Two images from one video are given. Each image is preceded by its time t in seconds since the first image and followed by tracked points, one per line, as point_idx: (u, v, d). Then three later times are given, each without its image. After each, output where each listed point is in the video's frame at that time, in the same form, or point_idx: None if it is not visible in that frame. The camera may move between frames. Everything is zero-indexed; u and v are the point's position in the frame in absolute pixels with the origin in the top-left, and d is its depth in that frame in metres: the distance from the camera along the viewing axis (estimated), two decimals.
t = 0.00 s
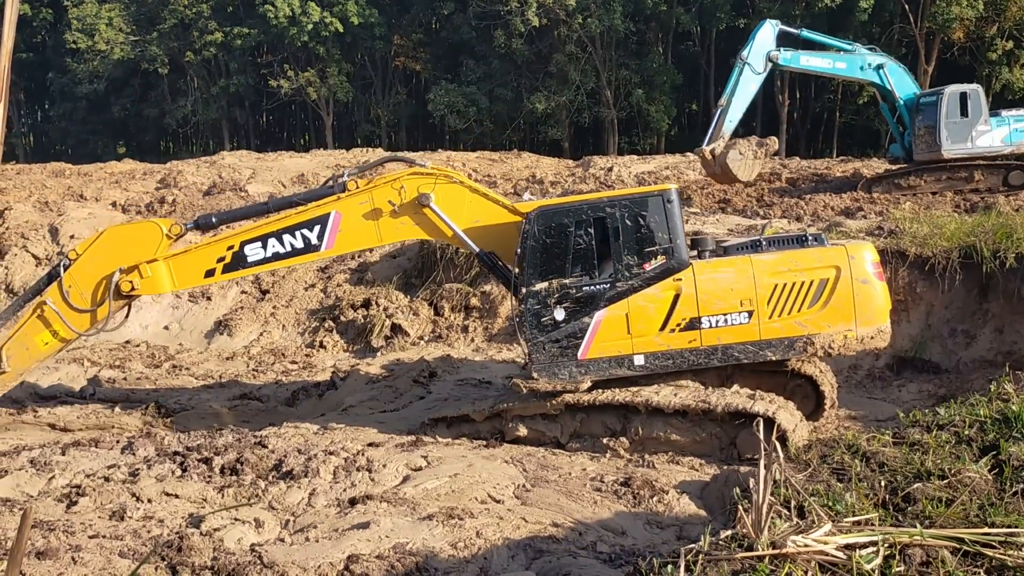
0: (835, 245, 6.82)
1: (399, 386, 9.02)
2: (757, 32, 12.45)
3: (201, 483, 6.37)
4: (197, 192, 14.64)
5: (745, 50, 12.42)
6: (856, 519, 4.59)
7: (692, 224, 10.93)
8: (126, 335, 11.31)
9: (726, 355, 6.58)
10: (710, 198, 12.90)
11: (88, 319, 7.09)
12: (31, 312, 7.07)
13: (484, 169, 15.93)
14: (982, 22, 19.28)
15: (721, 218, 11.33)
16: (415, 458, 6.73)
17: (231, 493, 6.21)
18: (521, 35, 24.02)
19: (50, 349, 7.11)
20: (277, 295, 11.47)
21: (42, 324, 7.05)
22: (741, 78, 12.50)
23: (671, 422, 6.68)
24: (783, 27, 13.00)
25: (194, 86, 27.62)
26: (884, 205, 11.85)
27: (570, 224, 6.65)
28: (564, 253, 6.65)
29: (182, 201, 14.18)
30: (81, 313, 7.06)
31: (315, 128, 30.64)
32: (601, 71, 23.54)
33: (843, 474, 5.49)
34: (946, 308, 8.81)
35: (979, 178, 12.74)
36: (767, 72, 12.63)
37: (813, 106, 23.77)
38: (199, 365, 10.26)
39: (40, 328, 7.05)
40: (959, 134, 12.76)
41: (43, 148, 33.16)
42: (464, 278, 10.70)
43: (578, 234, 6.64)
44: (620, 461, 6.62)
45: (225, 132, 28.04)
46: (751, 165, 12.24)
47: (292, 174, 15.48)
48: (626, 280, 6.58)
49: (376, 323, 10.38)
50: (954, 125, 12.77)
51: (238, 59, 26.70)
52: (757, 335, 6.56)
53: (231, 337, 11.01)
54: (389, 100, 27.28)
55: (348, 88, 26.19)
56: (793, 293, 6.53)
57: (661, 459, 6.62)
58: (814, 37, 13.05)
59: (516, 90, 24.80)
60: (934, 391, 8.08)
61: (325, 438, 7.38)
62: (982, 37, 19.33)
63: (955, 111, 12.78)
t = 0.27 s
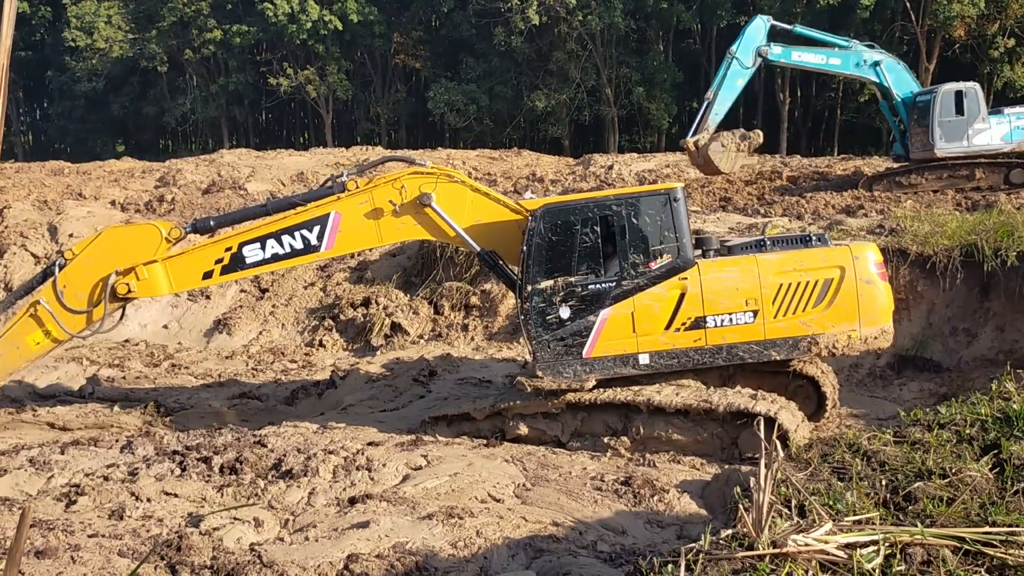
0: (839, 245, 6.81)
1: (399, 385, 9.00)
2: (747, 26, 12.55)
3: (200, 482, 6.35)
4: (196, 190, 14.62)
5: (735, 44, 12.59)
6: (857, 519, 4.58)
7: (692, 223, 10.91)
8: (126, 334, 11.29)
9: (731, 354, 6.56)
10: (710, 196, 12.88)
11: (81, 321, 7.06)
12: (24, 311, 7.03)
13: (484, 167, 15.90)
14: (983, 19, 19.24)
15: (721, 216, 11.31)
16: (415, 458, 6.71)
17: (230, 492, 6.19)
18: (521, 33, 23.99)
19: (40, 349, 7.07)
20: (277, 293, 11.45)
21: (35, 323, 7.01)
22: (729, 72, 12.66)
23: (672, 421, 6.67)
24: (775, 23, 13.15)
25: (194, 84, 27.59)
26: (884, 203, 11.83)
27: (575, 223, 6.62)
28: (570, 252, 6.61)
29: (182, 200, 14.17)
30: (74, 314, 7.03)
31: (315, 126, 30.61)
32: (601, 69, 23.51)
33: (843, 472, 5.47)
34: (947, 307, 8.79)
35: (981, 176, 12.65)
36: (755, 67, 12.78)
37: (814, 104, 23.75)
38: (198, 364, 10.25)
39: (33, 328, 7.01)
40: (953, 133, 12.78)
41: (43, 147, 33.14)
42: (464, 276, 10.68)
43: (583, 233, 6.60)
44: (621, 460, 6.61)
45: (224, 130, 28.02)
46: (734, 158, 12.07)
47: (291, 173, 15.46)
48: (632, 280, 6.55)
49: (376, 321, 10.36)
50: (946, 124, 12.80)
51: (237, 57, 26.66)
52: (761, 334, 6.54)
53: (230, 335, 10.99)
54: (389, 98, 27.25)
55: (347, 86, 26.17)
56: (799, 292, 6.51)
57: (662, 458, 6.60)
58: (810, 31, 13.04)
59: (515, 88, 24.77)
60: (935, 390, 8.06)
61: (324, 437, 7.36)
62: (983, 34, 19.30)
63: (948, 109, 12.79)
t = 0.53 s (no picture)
0: (838, 245, 6.82)
1: (398, 384, 9.02)
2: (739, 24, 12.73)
3: (201, 481, 6.37)
4: (195, 190, 14.64)
5: (725, 44, 12.89)
6: (855, 517, 4.59)
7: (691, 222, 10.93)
8: (125, 333, 11.31)
9: (730, 353, 6.58)
10: (709, 196, 12.90)
11: (78, 315, 7.07)
12: (23, 305, 7.07)
13: (483, 167, 15.92)
14: (982, 19, 19.27)
15: (720, 216, 11.34)
16: (415, 457, 6.73)
17: (230, 491, 6.21)
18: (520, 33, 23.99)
19: (38, 343, 7.11)
20: (277, 293, 11.46)
21: (33, 317, 7.06)
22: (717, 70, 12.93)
23: (671, 420, 6.68)
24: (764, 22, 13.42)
25: (193, 84, 27.60)
26: (882, 202, 11.85)
27: (575, 224, 6.63)
28: (569, 251, 6.62)
29: (181, 199, 14.19)
30: (72, 309, 7.05)
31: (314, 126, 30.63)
32: (600, 69, 23.53)
33: (842, 471, 5.49)
34: (945, 306, 8.81)
35: (979, 176, 12.67)
36: (744, 66, 13.07)
37: (813, 104, 23.78)
38: (197, 363, 10.26)
39: (31, 322, 7.06)
40: (943, 132, 12.81)
41: (42, 146, 33.17)
42: (463, 276, 10.69)
43: (582, 234, 6.62)
44: (619, 459, 6.62)
45: (224, 130, 28.03)
46: (716, 152, 12.57)
47: (290, 173, 15.47)
48: (631, 280, 6.57)
49: (375, 321, 10.38)
50: (936, 125, 12.85)
51: (236, 57, 26.66)
52: (760, 334, 6.56)
53: (230, 335, 11.01)
54: (388, 98, 27.28)
55: (347, 86, 26.19)
56: (797, 292, 6.53)
57: (660, 458, 6.62)
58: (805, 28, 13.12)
59: (515, 89, 24.78)
60: (933, 389, 8.08)
61: (324, 436, 7.38)
62: (981, 34, 19.33)
63: (938, 110, 12.82)
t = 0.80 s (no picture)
0: (835, 245, 6.83)
1: (397, 385, 9.01)
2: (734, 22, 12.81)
3: (199, 482, 6.36)
4: (194, 191, 14.63)
5: (718, 42, 13.02)
6: (854, 517, 4.59)
7: (690, 222, 10.93)
8: (124, 334, 11.30)
9: (728, 353, 6.58)
10: (708, 196, 12.90)
11: (79, 313, 7.11)
12: (24, 303, 7.11)
13: (482, 167, 15.92)
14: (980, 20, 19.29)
15: (718, 216, 11.34)
16: (414, 457, 6.73)
17: (228, 492, 6.21)
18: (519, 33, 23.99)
19: (39, 341, 7.15)
20: (276, 294, 11.46)
21: (35, 315, 7.10)
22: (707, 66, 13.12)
23: (669, 421, 6.68)
24: (758, 20, 13.51)
25: (192, 85, 27.59)
26: (880, 202, 11.85)
27: (572, 224, 6.64)
28: (566, 252, 6.63)
29: (179, 200, 14.18)
30: (72, 307, 7.08)
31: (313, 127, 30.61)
32: (599, 69, 23.53)
33: (840, 471, 5.49)
34: (943, 307, 8.81)
35: (977, 176, 12.67)
36: (735, 64, 13.25)
37: (811, 104, 23.79)
38: (196, 364, 10.26)
39: (33, 320, 7.10)
40: (932, 133, 12.70)
41: (41, 147, 33.14)
42: (462, 276, 10.69)
43: (579, 236, 6.62)
44: (618, 459, 6.62)
45: (222, 130, 28.02)
46: (702, 148, 12.60)
47: (289, 173, 15.47)
48: (628, 280, 6.57)
49: (374, 321, 10.38)
50: (925, 126, 12.73)
51: (235, 58, 26.65)
52: (758, 334, 6.56)
53: (228, 336, 11.00)
54: (387, 99, 27.28)
55: (345, 87, 26.19)
56: (794, 291, 6.53)
57: (659, 458, 6.62)
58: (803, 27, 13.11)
59: (513, 89, 24.79)
60: (932, 389, 8.08)
61: (323, 437, 7.37)
62: (979, 35, 19.34)
63: (928, 111, 12.73)
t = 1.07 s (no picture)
0: (834, 246, 6.83)
1: (396, 387, 9.00)
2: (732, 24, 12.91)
3: (198, 484, 6.36)
4: (193, 193, 14.62)
5: (715, 43, 13.14)
6: (853, 519, 4.60)
7: (689, 224, 10.94)
8: (123, 336, 11.30)
9: (727, 355, 6.58)
10: (707, 198, 12.91)
11: (82, 302, 7.09)
12: (25, 297, 7.09)
13: (481, 169, 15.91)
14: (978, 22, 19.31)
15: (718, 218, 11.34)
16: (413, 459, 6.72)
17: (227, 494, 6.20)
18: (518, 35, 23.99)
19: (43, 333, 7.11)
20: (275, 296, 11.46)
21: (37, 307, 7.07)
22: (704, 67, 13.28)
23: (668, 422, 6.69)
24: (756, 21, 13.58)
25: (191, 87, 27.59)
26: (880, 204, 11.85)
27: (571, 226, 6.64)
28: (565, 253, 6.63)
29: (179, 202, 14.18)
30: (75, 296, 7.06)
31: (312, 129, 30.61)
32: (598, 71, 23.53)
33: (840, 473, 5.50)
34: (943, 308, 8.81)
35: (976, 177, 12.68)
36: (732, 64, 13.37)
37: (810, 106, 23.80)
38: (195, 366, 10.25)
39: (34, 312, 7.07)
40: (922, 135, 12.97)
41: (40, 149, 33.12)
42: (461, 278, 10.68)
43: (578, 237, 6.63)
44: (617, 461, 6.62)
45: (222, 132, 28.03)
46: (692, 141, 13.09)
47: (288, 175, 15.47)
48: (627, 281, 6.57)
49: (373, 323, 10.38)
50: (915, 128, 13.00)
51: (234, 60, 26.64)
52: (757, 335, 6.56)
53: (228, 338, 10.99)
54: (386, 101, 27.28)
55: (344, 89, 26.21)
56: (794, 293, 6.54)
57: (659, 459, 6.62)
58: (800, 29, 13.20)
59: (512, 91, 24.80)
60: (931, 391, 8.08)
61: (322, 439, 7.36)
62: (978, 36, 19.36)
63: (918, 114, 13.01)
